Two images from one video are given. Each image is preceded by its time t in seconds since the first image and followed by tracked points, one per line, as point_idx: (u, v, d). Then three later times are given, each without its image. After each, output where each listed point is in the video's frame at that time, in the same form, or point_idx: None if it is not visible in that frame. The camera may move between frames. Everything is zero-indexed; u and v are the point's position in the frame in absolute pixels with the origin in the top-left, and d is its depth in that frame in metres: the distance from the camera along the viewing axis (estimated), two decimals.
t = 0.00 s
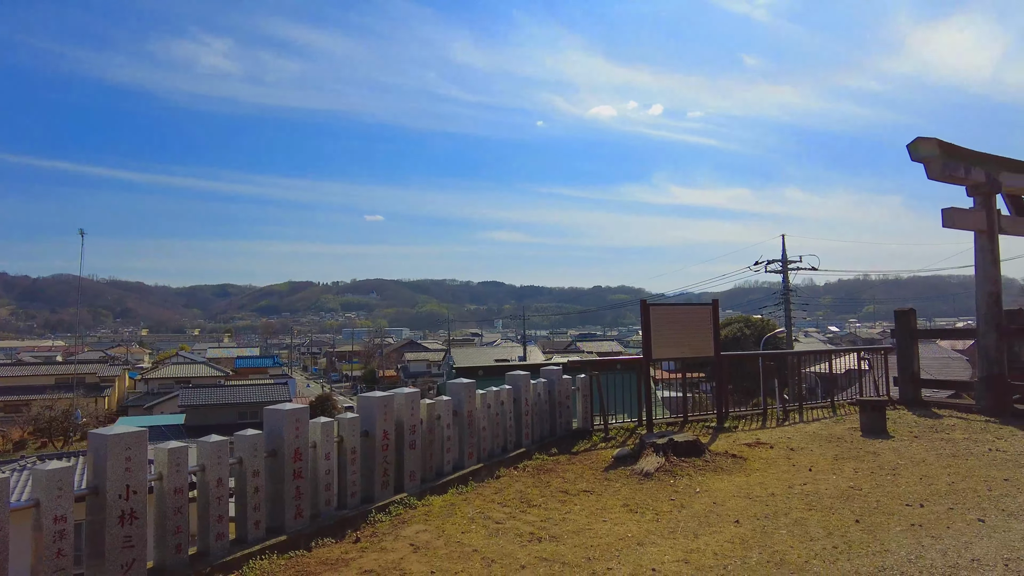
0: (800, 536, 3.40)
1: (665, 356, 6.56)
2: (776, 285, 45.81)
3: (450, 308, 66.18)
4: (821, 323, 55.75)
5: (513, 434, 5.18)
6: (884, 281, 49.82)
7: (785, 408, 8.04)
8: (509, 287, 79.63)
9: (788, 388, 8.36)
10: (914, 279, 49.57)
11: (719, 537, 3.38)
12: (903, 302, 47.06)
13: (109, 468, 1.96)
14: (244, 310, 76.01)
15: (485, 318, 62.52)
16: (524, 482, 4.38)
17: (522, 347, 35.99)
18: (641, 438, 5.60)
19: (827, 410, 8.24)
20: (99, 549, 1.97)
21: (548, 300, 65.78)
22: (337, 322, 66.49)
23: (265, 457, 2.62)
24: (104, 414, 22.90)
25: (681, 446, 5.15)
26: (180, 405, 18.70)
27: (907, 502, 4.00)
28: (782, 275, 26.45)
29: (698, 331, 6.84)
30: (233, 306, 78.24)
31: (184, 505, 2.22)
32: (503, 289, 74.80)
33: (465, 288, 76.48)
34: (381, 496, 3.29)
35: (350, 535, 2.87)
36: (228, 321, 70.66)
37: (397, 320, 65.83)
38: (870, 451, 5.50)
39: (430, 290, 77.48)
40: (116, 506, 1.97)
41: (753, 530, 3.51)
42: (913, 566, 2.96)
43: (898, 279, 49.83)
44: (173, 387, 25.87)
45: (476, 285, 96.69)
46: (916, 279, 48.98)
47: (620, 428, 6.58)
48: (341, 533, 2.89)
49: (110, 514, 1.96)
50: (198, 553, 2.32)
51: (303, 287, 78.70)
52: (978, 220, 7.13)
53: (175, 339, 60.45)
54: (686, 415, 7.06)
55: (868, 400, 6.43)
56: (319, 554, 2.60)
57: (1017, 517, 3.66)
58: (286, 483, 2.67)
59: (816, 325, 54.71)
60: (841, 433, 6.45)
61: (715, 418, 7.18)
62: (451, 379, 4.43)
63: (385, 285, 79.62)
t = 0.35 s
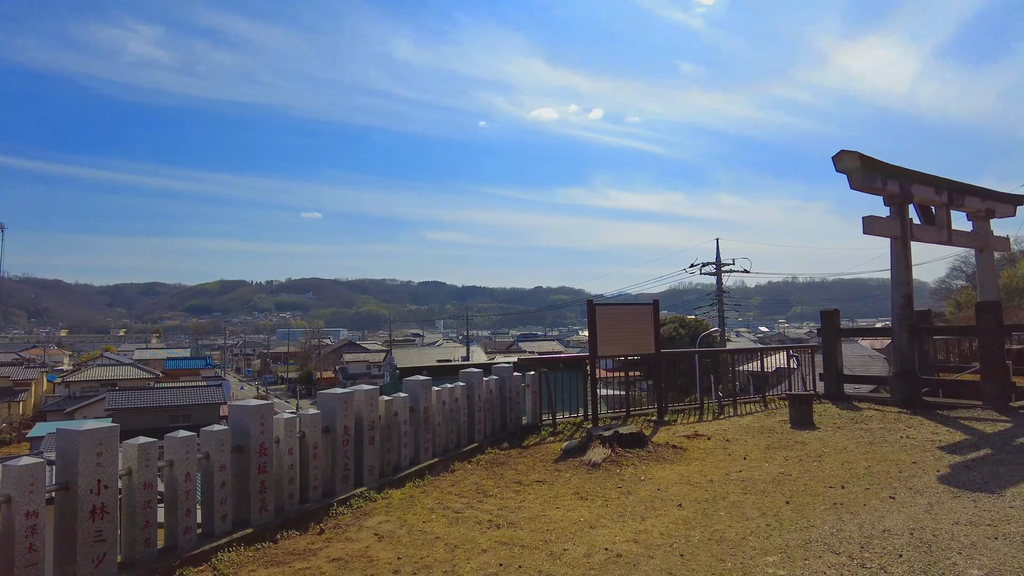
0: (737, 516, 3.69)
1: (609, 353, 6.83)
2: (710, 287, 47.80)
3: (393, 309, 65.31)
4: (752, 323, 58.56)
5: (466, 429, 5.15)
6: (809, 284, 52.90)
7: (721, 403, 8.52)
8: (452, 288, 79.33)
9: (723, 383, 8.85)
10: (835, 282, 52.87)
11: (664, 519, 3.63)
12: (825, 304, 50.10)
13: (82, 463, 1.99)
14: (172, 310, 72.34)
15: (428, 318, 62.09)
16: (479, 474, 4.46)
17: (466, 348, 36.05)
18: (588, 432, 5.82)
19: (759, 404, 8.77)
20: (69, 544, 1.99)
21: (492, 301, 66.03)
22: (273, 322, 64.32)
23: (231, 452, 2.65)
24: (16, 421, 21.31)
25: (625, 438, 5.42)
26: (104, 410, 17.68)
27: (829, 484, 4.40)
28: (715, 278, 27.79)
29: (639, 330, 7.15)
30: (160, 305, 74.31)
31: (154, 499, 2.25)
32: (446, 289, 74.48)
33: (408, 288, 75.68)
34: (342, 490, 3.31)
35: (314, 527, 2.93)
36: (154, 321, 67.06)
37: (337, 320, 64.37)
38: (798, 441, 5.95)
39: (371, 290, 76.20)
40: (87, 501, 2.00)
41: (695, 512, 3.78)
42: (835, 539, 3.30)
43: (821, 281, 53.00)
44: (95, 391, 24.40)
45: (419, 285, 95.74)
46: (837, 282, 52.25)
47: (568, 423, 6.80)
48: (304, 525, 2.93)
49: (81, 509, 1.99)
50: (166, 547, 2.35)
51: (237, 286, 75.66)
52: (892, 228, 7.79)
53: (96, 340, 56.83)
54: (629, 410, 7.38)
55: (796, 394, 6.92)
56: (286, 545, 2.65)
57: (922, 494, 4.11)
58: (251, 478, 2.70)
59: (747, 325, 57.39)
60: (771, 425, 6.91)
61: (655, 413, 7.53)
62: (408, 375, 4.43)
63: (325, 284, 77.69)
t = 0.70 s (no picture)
0: (674, 503, 3.97)
1: (550, 353, 7.05)
2: (644, 288, 49.48)
3: (328, 308, 63.67)
4: (682, 323, 60.97)
5: (414, 428, 5.12)
6: (734, 287, 55.68)
7: (656, 399, 8.93)
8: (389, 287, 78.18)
9: (657, 380, 9.27)
10: (759, 284, 55.84)
11: (607, 507, 3.86)
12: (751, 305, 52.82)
13: (41, 464, 1.99)
14: (85, 308, 67.55)
15: (365, 317, 60.95)
16: (428, 470, 4.51)
17: (403, 348, 35.68)
18: (532, 427, 6.01)
19: (690, 400, 9.26)
20: (27, 546, 1.98)
21: (431, 300, 65.63)
22: (200, 321, 61.34)
23: (190, 451, 2.65)
24: None
25: (567, 432, 5.66)
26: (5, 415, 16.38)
27: (755, 473, 4.77)
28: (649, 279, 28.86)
29: (580, 329, 7.41)
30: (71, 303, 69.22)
31: (113, 499, 2.25)
32: (384, 288, 73.36)
33: (343, 287, 73.96)
34: (296, 487, 3.34)
35: (270, 524, 2.96)
36: (64, 320, 62.42)
37: (268, 319, 62.10)
38: (726, 433, 6.37)
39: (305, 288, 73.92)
40: (46, 502, 2.00)
41: (635, 500, 4.03)
42: (763, 520, 3.62)
43: (745, 284, 55.87)
44: None
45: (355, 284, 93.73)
46: (761, 285, 55.22)
47: (512, 420, 6.96)
48: (261, 522, 2.96)
49: (40, 510, 1.98)
50: (124, 547, 2.35)
51: (159, 282, 71.62)
52: (812, 235, 8.41)
53: None
54: (570, 407, 7.63)
55: (725, 389, 7.38)
56: (245, 542, 2.69)
57: (837, 479, 4.54)
58: (209, 477, 2.71)
59: (678, 325, 59.71)
60: (703, 420, 7.34)
61: (595, 408, 7.83)
62: (358, 375, 4.39)
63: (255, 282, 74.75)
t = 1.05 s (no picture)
0: (610, 489, 4.24)
1: (490, 351, 7.21)
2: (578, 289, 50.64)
3: (255, 306, 61.19)
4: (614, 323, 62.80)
5: (358, 424, 4.99)
6: (663, 288, 57.89)
7: (590, 395, 9.29)
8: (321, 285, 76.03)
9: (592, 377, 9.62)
10: (686, 286, 58.35)
11: (549, 495, 4.07)
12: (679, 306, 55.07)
13: None
14: None
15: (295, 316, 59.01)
16: (373, 466, 4.52)
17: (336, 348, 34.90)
18: (473, 423, 6.12)
19: (623, 396, 9.69)
20: None
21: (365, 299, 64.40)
22: (113, 319, 57.47)
23: (140, 447, 2.66)
24: None
25: (509, 427, 5.84)
26: None
27: (683, 461, 5.12)
28: (584, 279, 29.63)
29: (519, 328, 7.60)
30: None
31: (63, 496, 2.26)
32: (315, 286, 71.29)
33: (272, 284, 71.31)
34: (245, 483, 3.38)
35: (221, 519, 3.00)
36: None
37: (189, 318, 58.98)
38: (657, 426, 6.76)
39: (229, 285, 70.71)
40: None
41: (575, 488, 4.27)
42: (692, 502, 3.95)
43: (673, 285, 58.19)
44: None
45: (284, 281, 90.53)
46: (689, 287, 57.69)
47: (453, 416, 7.06)
48: (210, 518, 3.00)
49: None
50: (74, 544, 2.35)
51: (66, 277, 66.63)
52: (736, 241, 8.99)
53: None
54: (510, 403, 7.81)
55: (656, 385, 7.80)
56: (197, 537, 2.74)
57: (756, 465, 4.96)
58: (159, 473, 2.73)
59: (610, 325, 61.41)
60: (636, 414, 7.71)
61: (533, 404, 8.05)
62: (303, 373, 4.31)
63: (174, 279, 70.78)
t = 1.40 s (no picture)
0: (549, 481, 4.47)
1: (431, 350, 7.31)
2: (517, 289, 51.16)
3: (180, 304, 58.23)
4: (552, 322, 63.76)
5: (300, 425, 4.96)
6: (600, 288, 59.37)
7: (529, 393, 9.55)
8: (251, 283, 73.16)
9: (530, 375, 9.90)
10: (621, 287, 60.03)
11: (491, 488, 4.24)
12: (615, 306, 56.58)
13: None
14: None
15: (223, 314, 56.58)
16: (317, 464, 4.54)
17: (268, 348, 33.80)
18: (415, 422, 6.17)
19: (561, 393, 10.02)
20: None
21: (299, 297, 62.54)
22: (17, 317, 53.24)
23: (85, 448, 2.69)
24: None
25: (451, 424, 5.97)
26: None
27: (617, 453, 5.45)
28: (523, 280, 30.02)
29: (461, 328, 7.74)
30: None
31: (8, 498, 2.30)
32: (245, 284, 68.55)
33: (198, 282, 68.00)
34: (190, 484, 3.43)
35: (167, 519, 3.07)
36: None
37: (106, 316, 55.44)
38: (593, 422, 7.08)
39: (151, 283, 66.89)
40: None
41: (516, 481, 4.47)
42: (625, 491, 4.21)
43: (610, 286, 59.77)
44: None
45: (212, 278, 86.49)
46: (625, 287, 59.38)
47: (394, 415, 7.10)
48: (156, 518, 3.05)
49: None
50: (18, 546, 2.38)
51: None
52: (667, 245, 9.48)
53: None
54: (451, 401, 7.92)
55: (592, 382, 8.13)
56: (144, 537, 2.80)
57: (684, 456, 5.32)
58: (105, 474, 2.76)
59: (548, 324, 62.34)
60: (573, 410, 8.01)
61: (474, 403, 8.20)
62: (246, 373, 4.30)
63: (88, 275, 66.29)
